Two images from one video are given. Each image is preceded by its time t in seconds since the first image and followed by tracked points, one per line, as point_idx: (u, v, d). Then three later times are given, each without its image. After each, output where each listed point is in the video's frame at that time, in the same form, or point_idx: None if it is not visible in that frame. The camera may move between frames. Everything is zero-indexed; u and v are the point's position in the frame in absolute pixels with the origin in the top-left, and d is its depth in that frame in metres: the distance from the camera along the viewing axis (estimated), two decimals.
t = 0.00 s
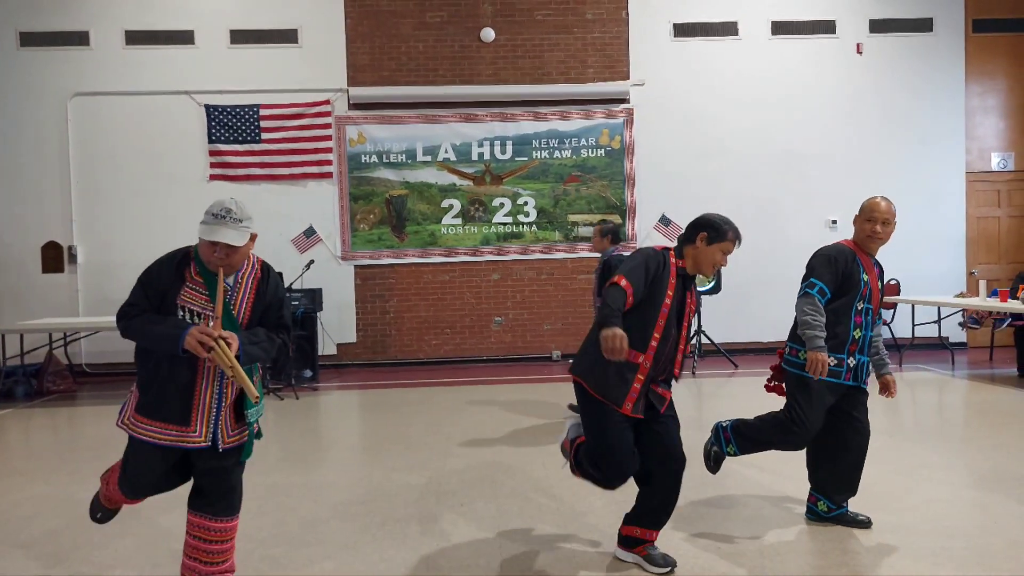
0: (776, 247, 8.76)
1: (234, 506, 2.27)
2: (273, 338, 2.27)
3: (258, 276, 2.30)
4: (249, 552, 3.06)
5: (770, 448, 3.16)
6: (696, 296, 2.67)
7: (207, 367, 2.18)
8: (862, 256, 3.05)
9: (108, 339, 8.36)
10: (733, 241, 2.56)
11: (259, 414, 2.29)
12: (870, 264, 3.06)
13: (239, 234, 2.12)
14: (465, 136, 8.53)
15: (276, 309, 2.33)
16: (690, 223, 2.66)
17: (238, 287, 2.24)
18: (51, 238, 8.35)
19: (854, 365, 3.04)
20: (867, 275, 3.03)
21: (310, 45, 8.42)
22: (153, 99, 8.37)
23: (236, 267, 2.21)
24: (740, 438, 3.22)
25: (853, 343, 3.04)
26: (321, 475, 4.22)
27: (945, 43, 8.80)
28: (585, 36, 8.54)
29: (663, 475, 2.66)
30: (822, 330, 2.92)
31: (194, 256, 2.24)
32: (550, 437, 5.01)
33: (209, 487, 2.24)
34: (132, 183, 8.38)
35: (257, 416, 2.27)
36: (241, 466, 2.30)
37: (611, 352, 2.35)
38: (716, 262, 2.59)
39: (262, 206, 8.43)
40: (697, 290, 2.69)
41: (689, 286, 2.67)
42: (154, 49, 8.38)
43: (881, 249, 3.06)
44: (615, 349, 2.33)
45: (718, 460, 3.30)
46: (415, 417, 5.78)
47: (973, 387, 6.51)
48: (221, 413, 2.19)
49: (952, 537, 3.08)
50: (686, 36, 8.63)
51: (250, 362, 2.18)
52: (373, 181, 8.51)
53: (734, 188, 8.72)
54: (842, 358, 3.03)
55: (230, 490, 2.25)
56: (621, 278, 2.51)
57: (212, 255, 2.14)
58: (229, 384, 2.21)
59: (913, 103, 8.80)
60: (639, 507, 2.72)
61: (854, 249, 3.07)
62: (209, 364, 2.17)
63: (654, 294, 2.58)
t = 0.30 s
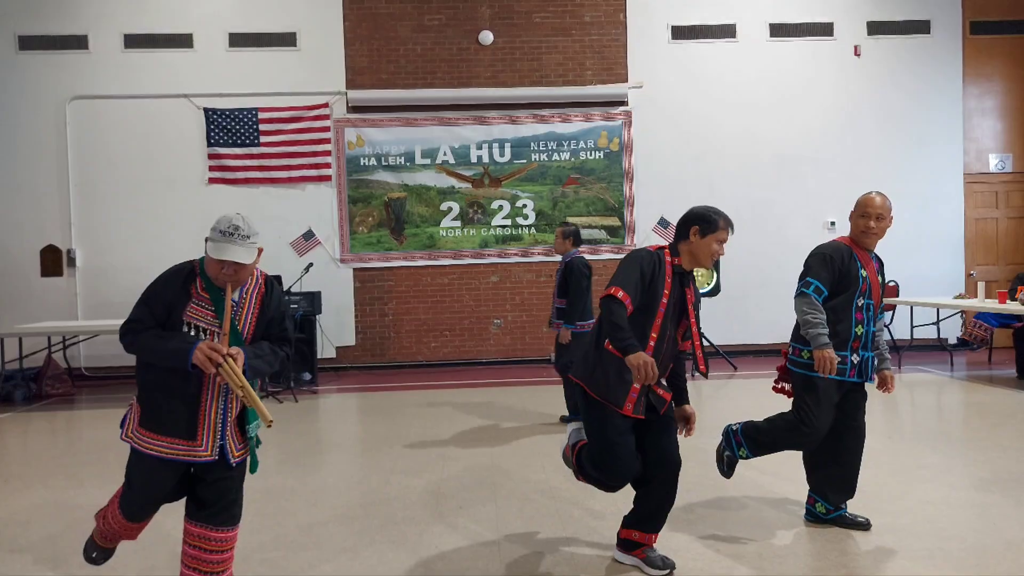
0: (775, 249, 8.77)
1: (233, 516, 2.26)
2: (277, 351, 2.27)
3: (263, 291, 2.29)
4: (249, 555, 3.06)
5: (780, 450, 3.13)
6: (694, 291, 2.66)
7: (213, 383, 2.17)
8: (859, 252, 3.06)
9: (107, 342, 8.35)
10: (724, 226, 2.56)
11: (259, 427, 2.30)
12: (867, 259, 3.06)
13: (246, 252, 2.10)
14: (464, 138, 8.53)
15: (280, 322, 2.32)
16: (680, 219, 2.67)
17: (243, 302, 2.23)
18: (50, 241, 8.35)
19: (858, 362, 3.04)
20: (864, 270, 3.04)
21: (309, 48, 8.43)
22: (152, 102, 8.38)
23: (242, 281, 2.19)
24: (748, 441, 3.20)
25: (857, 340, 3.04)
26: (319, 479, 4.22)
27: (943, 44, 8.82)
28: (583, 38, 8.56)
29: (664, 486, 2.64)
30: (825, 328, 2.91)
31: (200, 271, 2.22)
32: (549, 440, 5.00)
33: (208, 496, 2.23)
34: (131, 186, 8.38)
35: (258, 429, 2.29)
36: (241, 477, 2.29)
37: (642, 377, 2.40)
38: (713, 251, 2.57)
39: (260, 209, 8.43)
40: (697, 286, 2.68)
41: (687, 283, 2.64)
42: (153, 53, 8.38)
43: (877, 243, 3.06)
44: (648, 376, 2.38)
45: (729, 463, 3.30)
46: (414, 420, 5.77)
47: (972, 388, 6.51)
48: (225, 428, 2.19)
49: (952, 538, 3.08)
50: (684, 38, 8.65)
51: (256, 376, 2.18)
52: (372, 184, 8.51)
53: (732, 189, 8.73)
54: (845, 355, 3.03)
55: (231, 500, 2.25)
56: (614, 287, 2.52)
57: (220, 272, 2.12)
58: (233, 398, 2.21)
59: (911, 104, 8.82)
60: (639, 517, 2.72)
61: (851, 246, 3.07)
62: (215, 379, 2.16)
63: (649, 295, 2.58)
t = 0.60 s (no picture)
0: (775, 251, 8.77)
1: (233, 516, 2.26)
2: (279, 353, 2.27)
3: (268, 293, 2.30)
4: (249, 558, 3.06)
5: (783, 456, 3.14)
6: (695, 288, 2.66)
7: (214, 382, 2.16)
8: (863, 260, 3.05)
9: (106, 344, 8.35)
10: (723, 220, 2.56)
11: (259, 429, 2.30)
12: (872, 266, 3.06)
13: (255, 255, 2.09)
14: (464, 141, 8.53)
15: (282, 325, 2.33)
16: (677, 218, 2.67)
17: (248, 303, 2.24)
18: (50, 244, 8.35)
19: (861, 368, 3.03)
20: (868, 277, 3.03)
21: (309, 51, 8.44)
22: (152, 105, 8.38)
23: (249, 282, 2.19)
24: (751, 445, 3.21)
25: (860, 347, 3.03)
26: (319, 482, 4.21)
27: (942, 47, 8.82)
28: (583, 41, 8.56)
29: (665, 488, 2.63)
30: (826, 338, 2.91)
31: (205, 271, 2.21)
32: (550, 443, 5.00)
33: (208, 496, 2.23)
34: (131, 189, 8.39)
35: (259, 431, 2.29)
36: (241, 479, 2.29)
37: (632, 391, 2.44)
38: (714, 247, 2.57)
39: (261, 211, 8.43)
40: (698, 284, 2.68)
41: (688, 281, 2.64)
42: (153, 56, 8.39)
43: (881, 251, 3.06)
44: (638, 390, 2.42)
45: (734, 472, 3.29)
46: (414, 423, 5.77)
47: (973, 390, 6.50)
48: (225, 428, 2.18)
49: (953, 541, 3.08)
50: (683, 41, 8.65)
51: (260, 377, 2.18)
52: (372, 186, 8.52)
53: (731, 192, 8.73)
54: (848, 361, 3.02)
55: (231, 500, 2.25)
56: (614, 292, 2.52)
57: (227, 273, 2.12)
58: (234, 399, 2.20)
59: (910, 106, 8.82)
60: (638, 518, 2.71)
61: (855, 253, 3.07)
62: (218, 379, 2.16)
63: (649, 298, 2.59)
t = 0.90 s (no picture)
0: (775, 253, 8.77)
1: (234, 520, 2.25)
2: (281, 359, 2.27)
3: (270, 296, 2.29)
4: (247, 557, 3.06)
5: (782, 448, 3.11)
6: (700, 274, 2.68)
7: (218, 386, 2.17)
8: (867, 257, 3.06)
9: (106, 343, 8.35)
10: (726, 206, 2.57)
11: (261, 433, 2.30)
12: (875, 263, 3.06)
13: (257, 258, 2.10)
14: (465, 141, 8.53)
15: (284, 329, 2.32)
16: (680, 206, 2.67)
17: (250, 307, 2.23)
18: (50, 243, 8.35)
19: (860, 363, 3.03)
20: (872, 274, 3.03)
21: (310, 51, 8.44)
22: (152, 104, 8.38)
23: (251, 286, 2.19)
24: (750, 439, 3.19)
25: (860, 342, 3.03)
26: (318, 481, 4.21)
27: (943, 50, 8.83)
28: (584, 42, 8.56)
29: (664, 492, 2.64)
30: (826, 328, 2.91)
31: (209, 273, 2.21)
32: (549, 443, 4.99)
33: (209, 501, 2.22)
34: (132, 188, 8.39)
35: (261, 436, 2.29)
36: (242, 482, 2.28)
37: (610, 377, 2.41)
38: (717, 234, 2.58)
39: (261, 210, 8.43)
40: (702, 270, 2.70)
41: (692, 268, 2.66)
42: (154, 55, 8.39)
43: (884, 250, 3.06)
44: (616, 377, 2.40)
45: (729, 461, 3.28)
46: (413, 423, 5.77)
47: (973, 393, 6.50)
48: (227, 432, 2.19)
49: (951, 543, 3.08)
50: (685, 42, 8.66)
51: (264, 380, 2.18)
52: (373, 186, 8.52)
53: (731, 193, 8.73)
54: (848, 355, 3.02)
55: (232, 505, 2.24)
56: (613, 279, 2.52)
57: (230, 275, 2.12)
58: (236, 402, 2.20)
59: (911, 109, 8.82)
60: (637, 518, 2.71)
61: (859, 249, 3.07)
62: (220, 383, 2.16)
63: (652, 283, 2.59)
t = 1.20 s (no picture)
0: (779, 254, 8.75)
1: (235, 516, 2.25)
2: (287, 351, 2.27)
3: (274, 289, 2.29)
4: (250, 555, 3.06)
5: (783, 454, 3.12)
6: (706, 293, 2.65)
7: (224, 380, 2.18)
8: (871, 262, 3.06)
9: (111, 339, 8.37)
10: (733, 221, 2.58)
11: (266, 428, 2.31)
12: (879, 269, 3.06)
13: (262, 253, 2.10)
14: (469, 140, 8.53)
15: (290, 322, 2.32)
16: (687, 222, 2.69)
17: (254, 302, 2.23)
18: (55, 239, 8.37)
19: (863, 367, 3.02)
20: (875, 279, 3.03)
21: (315, 49, 8.44)
22: (158, 101, 8.40)
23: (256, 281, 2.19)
24: (753, 448, 3.20)
25: (863, 346, 3.02)
26: (321, 479, 4.22)
27: (950, 52, 8.80)
28: (590, 42, 8.55)
29: (671, 490, 2.64)
30: (830, 331, 2.90)
31: (212, 269, 2.21)
32: (552, 443, 4.99)
33: (211, 497, 2.22)
34: (137, 184, 8.40)
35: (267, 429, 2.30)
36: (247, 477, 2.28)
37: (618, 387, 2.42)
38: (725, 247, 2.58)
39: (266, 207, 8.44)
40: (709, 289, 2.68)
41: (699, 284, 2.64)
42: (159, 52, 8.40)
43: (889, 255, 3.06)
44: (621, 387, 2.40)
45: (735, 476, 3.26)
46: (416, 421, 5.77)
47: (977, 395, 6.49)
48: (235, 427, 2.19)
49: (954, 546, 3.07)
50: (691, 42, 8.64)
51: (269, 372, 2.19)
52: (377, 184, 8.52)
53: (736, 194, 8.72)
54: (850, 359, 3.01)
55: (233, 500, 2.24)
56: (622, 288, 2.52)
57: (233, 272, 2.12)
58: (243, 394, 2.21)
59: (917, 110, 8.80)
60: (644, 518, 2.71)
61: (863, 254, 3.07)
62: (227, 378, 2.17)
63: (662, 296, 2.58)
